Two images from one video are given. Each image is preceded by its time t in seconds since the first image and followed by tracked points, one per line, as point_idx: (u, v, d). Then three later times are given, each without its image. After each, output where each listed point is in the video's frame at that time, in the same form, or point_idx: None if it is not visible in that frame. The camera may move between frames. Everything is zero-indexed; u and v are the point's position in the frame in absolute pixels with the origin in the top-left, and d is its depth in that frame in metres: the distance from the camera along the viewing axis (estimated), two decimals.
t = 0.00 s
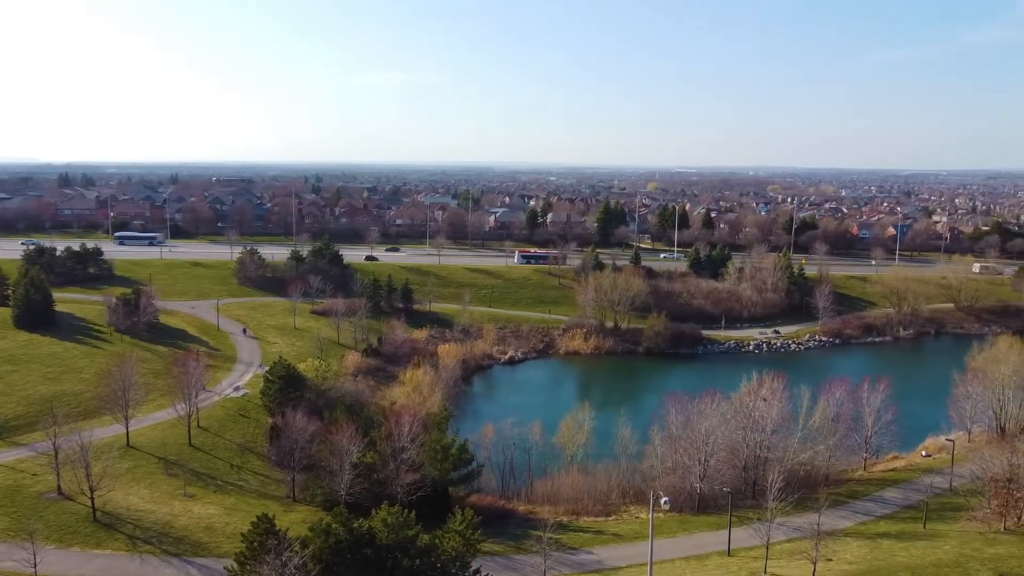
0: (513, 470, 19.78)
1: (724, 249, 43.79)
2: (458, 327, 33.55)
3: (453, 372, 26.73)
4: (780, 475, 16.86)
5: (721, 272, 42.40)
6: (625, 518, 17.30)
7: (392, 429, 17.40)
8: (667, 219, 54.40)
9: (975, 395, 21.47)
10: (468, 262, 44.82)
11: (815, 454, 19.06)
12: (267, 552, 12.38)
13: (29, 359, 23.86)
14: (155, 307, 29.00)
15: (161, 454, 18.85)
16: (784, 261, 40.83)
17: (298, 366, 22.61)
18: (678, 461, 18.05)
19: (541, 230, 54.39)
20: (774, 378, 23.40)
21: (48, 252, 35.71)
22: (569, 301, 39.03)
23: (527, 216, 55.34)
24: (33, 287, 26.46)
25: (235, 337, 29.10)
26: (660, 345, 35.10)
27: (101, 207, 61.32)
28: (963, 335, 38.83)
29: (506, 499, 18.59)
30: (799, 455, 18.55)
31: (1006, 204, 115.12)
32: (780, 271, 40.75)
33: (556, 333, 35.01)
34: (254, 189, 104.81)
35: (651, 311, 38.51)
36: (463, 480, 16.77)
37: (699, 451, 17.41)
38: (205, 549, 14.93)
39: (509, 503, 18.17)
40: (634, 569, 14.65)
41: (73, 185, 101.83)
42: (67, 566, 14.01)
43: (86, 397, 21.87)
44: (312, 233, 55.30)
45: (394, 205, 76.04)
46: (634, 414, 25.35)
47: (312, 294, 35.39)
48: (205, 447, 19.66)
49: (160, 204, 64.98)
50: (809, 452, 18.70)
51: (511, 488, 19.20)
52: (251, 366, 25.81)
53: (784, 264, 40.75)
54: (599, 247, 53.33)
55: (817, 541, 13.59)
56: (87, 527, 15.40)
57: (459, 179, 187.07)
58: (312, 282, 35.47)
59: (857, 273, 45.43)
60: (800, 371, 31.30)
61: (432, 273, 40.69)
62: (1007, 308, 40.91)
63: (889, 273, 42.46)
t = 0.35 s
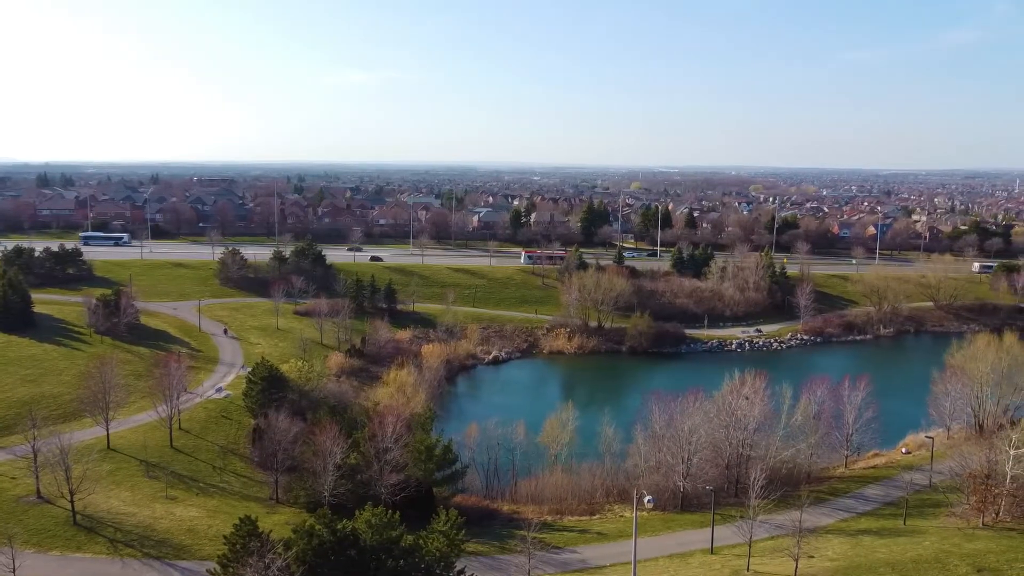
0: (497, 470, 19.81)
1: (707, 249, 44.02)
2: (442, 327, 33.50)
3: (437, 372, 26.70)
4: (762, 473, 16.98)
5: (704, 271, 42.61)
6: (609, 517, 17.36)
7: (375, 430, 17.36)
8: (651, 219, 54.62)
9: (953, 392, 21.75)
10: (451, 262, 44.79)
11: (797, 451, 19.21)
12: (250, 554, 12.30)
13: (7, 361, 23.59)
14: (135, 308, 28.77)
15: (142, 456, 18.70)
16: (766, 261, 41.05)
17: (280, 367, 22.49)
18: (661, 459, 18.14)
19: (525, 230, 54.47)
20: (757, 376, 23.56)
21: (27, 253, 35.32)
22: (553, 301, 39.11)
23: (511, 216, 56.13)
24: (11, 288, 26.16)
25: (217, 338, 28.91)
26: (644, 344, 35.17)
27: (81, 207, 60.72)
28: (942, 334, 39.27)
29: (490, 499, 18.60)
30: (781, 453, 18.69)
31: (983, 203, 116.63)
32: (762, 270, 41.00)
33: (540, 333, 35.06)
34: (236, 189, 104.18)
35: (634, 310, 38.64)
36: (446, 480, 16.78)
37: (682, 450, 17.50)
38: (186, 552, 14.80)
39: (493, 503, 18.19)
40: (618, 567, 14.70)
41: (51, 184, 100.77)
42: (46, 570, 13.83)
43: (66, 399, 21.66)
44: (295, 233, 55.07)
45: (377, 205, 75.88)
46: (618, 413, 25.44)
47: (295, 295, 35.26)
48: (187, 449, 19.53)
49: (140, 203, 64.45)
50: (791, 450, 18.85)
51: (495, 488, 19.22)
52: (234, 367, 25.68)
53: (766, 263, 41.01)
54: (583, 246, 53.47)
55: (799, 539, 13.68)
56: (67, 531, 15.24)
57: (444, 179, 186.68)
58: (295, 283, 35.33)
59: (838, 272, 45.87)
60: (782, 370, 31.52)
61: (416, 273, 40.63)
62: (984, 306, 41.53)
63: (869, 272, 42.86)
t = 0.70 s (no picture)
0: (481, 470, 19.82)
1: (689, 248, 44.23)
2: (424, 327, 33.42)
3: (420, 372, 26.65)
4: (744, 471, 17.11)
5: (686, 270, 42.82)
6: (592, 516, 17.42)
7: (358, 430, 17.32)
8: (633, 218, 54.82)
9: (932, 389, 21.99)
10: (434, 262, 44.74)
11: (778, 449, 19.36)
12: (232, 556, 12.23)
13: None
14: (115, 309, 28.50)
15: (121, 459, 18.52)
16: (747, 260, 41.27)
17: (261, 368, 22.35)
18: (644, 458, 18.21)
19: (507, 230, 54.51)
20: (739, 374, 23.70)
21: (4, 255, 34.86)
22: (535, 301, 39.16)
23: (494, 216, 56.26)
24: None
25: (197, 339, 28.69)
26: (626, 344, 35.20)
27: (58, 208, 59.99)
28: (921, 332, 39.72)
29: (474, 499, 18.61)
30: (762, 451, 18.84)
31: (959, 203, 118.20)
32: (744, 269, 41.25)
33: (523, 333, 35.10)
34: (216, 189, 103.41)
35: (616, 310, 38.75)
36: (430, 481, 16.78)
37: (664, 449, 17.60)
38: (167, 555, 14.66)
39: (477, 503, 18.19)
40: (601, 566, 14.74)
41: (28, 184, 99.56)
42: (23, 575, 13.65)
43: (43, 402, 21.40)
44: (276, 233, 54.78)
45: (359, 205, 75.62)
46: (601, 413, 25.53)
47: (276, 295, 35.07)
48: (167, 451, 19.37)
49: (119, 203, 63.80)
50: (773, 448, 18.98)
51: (478, 488, 19.22)
52: (215, 368, 25.49)
53: (747, 263, 41.26)
54: (566, 246, 53.60)
55: (780, 536, 13.77)
56: (44, 535, 15.05)
57: (427, 179, 186.11)
58: (276, 283, 35.14)
59: (818, 271, 46.31)
60: (764, 368, 31.75)
61: (398, 273, 40.54)
62: (961, 305, 42.13)
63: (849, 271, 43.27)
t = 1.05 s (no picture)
0: (463, 470, 19.79)
1: (670, 248, 44.46)
2: (406, 328, 33.33)
3: (402, 373, 26.58)
4: (726, 469, 17.21)
5: (667, 270, 43.04)
6: (575, 516, 17.44)
7: (340, 432, 17.25)
8: (615, 218, 55.02)
9: (910, 387, 22.25)
10: (416, 262, 44.65)
11: (759, 447, 19.48)
12: (213, 560, 12.14)
13: None
14: (93, 311, 28.19)
15: (100, 462, 18.32)
16: (727, 260, 41.57)
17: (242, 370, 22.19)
18: (627, 457, 18.26)
19: (490, 230, 54.55)
20: (720, 373, 23.84)
21: None
22: (518, 300, 39.18)
23: (476, 216, 56.56)
24: None
25: (177, 341, 28.45)
26: (608, 343, 35.32)
27: (34, 208, 59.22)
28: (899, 331, 40.16)
29: (457, 500, 18.58)
30: (744, 449, 18.95)
31: (936, 202, 119.87)
32: (724, 269, 41.51)
33: (505, 333, 35.11)
34: (196, 189, 102.57)
35: (599, 309, 38.86)
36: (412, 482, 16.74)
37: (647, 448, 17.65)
38: (147, 559, 14.49)
39: (460, 504, 18.16)
40: (583, 565, 14.75)
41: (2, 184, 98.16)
42: None
43: (19, 405, 21.10)
44: (257, 233, 54.44)
45: (340, 205, 75.33)
46: (584, 412, 25.58)
47: (257, 296, 34.85)
48: (147, 454, 19.18)
49: (96, 204, 63.07)
50: (754, 447, 19.11)
51: (461, 489, 19.19)
52: (195, 370, 25.28)
53: (728, 262, 41.54)
54: (548, 246, 53.71)
55: (762, 534, 13.83)
56: (21, 540, 14.82)
57: (410, 179, 185.77)
58: (257, 284, 34.93)
59: (798, 270, 46.74)
60: (746, 367, 31.94)
61: (380, 274, 40.41)
62: (938, 303, 42.75)
63: (828, 271, 43.67)
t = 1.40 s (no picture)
0: (446, 471, 19.77)
1: (651, 248, 44.70)
2: (388, 328, 33.27)
3: (384, 373, 26.51)
4: (707, 468, 17.31)
5: (648, 270, 43.27)
6: (557, 515, 17.46)
7: (321, 433, 17.19)
8: (596, 218, 55.23)
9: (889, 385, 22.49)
10: (397, 262, 44.57)
11: (740, 445, 19.63)
12: (192, 564, 12.00)
13: None
14: (70, 313, 27.89)
15: (78, 466, 18.11)
16: (708, 259, 41.85)
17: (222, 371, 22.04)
18: (609, 457, 18.32)
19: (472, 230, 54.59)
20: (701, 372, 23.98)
21: None
22: (500, 300, 39.21)
23: (458, 216, 56.61)
24: None
25: (156, 342, 28.22)
26: (590, 343, 35.44)
27: (10, 208, 58.41)
28: (877, 329, 40.62)
29: (439, 501, 18.57)
30: (725, 448, 19.07)
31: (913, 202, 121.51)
32: (704, 269, 41.76)
33: (487, 333, 35.12)
34: (175, 189, 101.66)
35: (581, 309, 38.96)
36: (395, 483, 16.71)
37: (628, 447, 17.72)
38: (126, 563, 14.31)
39: (442, 505, 18.14)
40: (566, 565, 14.77)
41: None
42: None
43: None
44: (236, 233, 54.10)
45: (321, 205, 75.05)
46: (567, 412, 25.64)
47: (237, 297, 34.65)
48: (126, 457, 19.00)
49: (73, 204, 62.37)
50: (735, 445, 19.24)
51: (443, 490, 19.17)
52: (174, 372, 25.08)
53: (709, 262, 41.81)
54: (530, 246, 53.83)
55: (743, 533, 13.90)
56: None
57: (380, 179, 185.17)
58: (237, 285, 34.72)
59: (778, 269, 47.13)
60: (728, 366, 32.15)
61: (361, 274, 40.29)
62: (916, 302, 43.29)
63: (808, 270, 44.08)
